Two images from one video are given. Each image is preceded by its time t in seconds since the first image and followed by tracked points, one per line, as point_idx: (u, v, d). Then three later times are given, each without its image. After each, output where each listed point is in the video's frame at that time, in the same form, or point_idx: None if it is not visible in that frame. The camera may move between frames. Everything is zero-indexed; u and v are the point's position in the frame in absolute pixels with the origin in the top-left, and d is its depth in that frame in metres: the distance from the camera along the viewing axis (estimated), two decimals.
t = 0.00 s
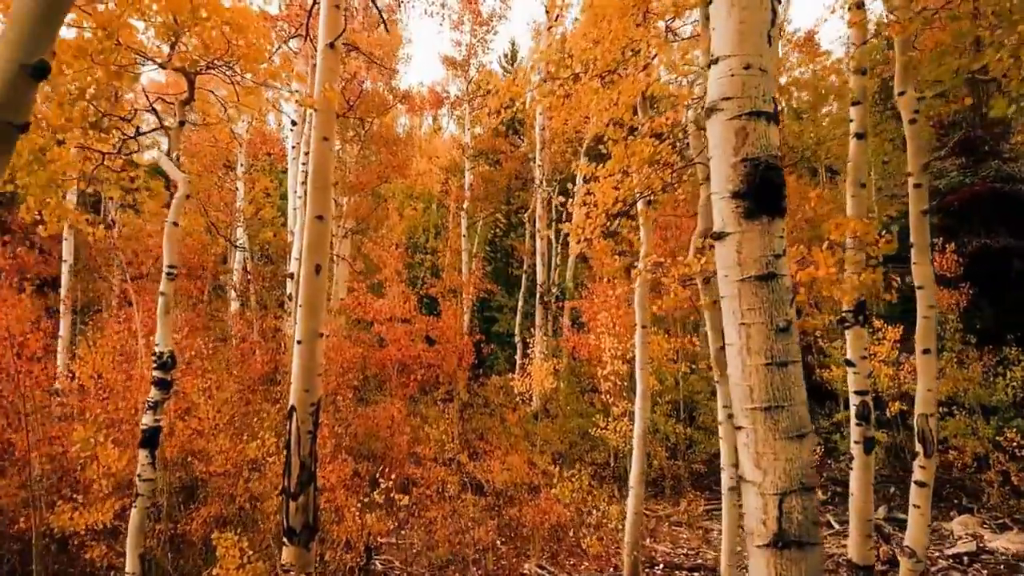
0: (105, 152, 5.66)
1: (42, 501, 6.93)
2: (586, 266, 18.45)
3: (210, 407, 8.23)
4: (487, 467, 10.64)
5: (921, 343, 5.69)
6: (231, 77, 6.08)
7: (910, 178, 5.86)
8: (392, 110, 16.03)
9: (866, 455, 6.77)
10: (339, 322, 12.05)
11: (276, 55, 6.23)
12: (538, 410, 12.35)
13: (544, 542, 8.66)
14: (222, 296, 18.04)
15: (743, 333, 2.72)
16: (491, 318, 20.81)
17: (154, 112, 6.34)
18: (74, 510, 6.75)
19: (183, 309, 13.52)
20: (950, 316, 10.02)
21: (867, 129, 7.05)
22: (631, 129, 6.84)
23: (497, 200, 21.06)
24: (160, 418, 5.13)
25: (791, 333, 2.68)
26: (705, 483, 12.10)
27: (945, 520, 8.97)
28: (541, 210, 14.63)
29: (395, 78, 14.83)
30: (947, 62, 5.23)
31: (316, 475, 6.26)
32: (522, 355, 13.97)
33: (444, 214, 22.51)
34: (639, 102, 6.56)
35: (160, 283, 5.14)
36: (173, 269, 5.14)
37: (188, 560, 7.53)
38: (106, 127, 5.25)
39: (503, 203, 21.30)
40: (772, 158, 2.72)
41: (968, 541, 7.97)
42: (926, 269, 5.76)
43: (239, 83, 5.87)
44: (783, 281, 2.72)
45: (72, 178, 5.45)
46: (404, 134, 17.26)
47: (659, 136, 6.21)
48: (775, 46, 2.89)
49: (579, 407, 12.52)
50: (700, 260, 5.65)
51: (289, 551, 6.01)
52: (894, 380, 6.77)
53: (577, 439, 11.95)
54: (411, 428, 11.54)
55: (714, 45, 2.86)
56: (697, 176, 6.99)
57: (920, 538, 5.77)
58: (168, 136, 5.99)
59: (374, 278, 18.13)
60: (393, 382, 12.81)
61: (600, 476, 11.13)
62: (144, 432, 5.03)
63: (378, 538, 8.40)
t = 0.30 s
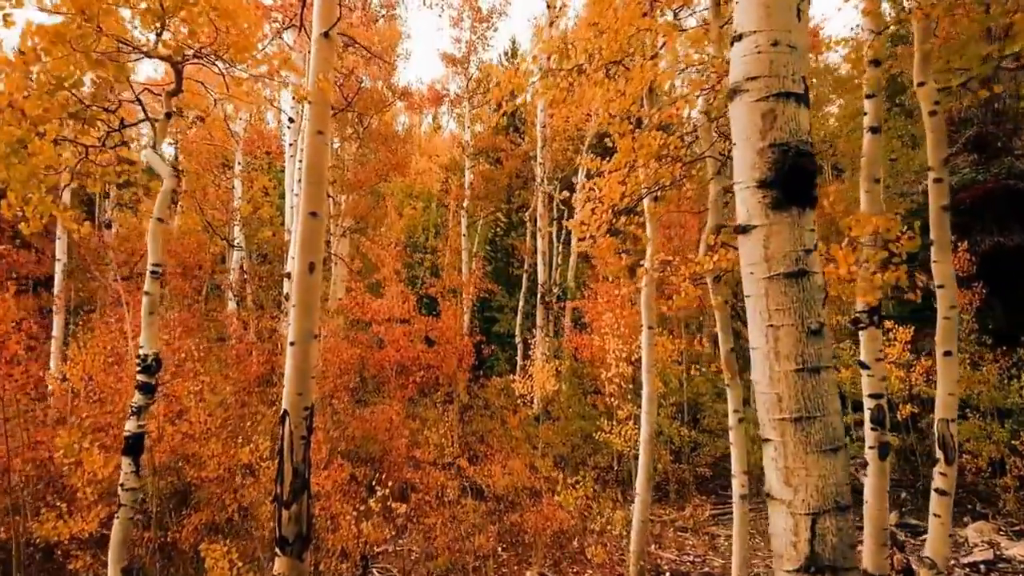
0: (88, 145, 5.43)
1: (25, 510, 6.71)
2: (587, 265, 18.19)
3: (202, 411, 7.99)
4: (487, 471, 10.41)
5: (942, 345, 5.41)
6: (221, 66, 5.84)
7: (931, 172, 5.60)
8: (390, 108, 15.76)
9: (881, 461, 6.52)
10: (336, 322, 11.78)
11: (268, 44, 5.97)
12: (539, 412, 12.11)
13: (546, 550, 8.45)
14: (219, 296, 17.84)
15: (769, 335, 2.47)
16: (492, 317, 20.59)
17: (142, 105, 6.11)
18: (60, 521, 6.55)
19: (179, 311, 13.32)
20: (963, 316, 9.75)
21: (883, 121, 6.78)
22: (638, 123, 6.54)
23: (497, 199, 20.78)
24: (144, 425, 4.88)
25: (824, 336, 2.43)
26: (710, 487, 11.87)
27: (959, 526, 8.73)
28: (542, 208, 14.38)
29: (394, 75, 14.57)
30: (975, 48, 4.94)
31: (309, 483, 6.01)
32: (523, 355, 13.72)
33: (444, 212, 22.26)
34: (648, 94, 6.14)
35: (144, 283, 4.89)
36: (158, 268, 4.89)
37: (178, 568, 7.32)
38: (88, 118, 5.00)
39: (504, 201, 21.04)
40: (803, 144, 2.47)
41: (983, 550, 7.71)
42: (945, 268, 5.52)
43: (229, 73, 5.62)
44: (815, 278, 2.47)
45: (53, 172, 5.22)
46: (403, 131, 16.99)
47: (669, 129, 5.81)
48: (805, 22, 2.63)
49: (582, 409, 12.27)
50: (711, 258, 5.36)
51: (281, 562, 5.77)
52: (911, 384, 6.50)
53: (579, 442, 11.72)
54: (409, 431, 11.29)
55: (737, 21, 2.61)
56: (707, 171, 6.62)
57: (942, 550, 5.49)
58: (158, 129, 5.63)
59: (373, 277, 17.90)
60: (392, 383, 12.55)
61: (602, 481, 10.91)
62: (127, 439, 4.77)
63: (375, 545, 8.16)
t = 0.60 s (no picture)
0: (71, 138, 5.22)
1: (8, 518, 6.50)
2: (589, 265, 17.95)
3: (192, 415, 7.73)
4: (487, 476, 10.26)
5: (962, 346, 5.20)
6: (209, 56, 5.59)
7: (953, 166, 5.33)
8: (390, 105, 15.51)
9: (897, 468, 6.27)
10: (333, 323, 11.53)
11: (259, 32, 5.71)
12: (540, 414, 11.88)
13: (548, 558, 8.23)
14: (217, 297, 17.63)
15: (802, 340, 2.23)
16: (493, 318, 20.37)
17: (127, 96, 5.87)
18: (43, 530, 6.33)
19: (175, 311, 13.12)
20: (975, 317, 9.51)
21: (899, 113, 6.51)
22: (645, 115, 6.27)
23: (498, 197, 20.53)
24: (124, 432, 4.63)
25: (863, 340, 2.18)
26: (715, 492, 11.65)
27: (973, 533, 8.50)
28: (544, 207, 14.13)
29: (394, 73, 14.33)
30: (1002, 33, 4.67)
31: (302, 491, 5.76)
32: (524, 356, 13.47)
33: (443, 211, 22.03)
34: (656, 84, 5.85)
35: (127, 282, 4.65)
36: (140, 267, 4.66)
37: None
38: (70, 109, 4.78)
39: (504, 200, 20.78)
40: (840, 125, 2.22)
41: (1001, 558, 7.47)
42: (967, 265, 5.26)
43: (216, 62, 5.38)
44: (853, 276, 2.22)
45: (35, 167, 5.00)
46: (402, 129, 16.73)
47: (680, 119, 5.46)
48: None
49: (584, 411, 12.01)
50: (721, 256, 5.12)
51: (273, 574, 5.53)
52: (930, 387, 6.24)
53: (581, 445, 11.52)
54: (407, 434, 11.04)
55: None
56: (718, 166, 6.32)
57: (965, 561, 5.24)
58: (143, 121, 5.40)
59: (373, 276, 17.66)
60: (391, 385, 12.32)
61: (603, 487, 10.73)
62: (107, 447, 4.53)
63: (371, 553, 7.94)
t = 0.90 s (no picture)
0: (50, 131, 4.96)
1: None
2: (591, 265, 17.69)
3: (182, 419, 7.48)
4: (487, 481, 10.08)
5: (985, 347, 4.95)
6: (195, 44, 5.34)
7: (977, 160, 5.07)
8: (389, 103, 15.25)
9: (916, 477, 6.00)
10: (330, 324, 11.26)
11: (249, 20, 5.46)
12: (542, 416, 11.66)
13: (549, 566, 8.06)
14: (214, 297, 17.43)
15: (842, 344, 1.94)
16: (493, 318, 20.15)
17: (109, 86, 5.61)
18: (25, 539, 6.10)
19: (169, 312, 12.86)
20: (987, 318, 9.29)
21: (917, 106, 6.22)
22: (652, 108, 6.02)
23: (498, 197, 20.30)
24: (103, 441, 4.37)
25: (913, 347, 1.90)
26: (720, 497, 11.44)
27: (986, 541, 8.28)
28: (544, 206, 13.90)
29: (393, 70, 14.10)
30: None
31: (294, 500, 5.50)
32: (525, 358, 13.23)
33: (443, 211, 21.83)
34: (663, 75, 5.57)
35: (108, 282, 4.43)
36: (121, 266, 4.43)
37: None
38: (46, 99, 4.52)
39: (505, 199, 20.56)
40: (886, 104, 1.97)
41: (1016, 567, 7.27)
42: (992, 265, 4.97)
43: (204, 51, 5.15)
44: (899, 273, 1.95)
45: (12, 160, 4.76)
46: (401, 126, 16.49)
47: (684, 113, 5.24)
48: None
49: (587, 415, 11.75)
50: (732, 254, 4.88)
51: None
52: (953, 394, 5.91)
53: (584, 448, 11.26)
54: (406, 438, 10.79)
55: None
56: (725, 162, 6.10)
57: None
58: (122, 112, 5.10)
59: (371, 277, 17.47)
60: (389, 387, 12.08)
61: (605, 492, 10.54)
62: (85, 456, 4.28)
63: (368, 562, 7.70)
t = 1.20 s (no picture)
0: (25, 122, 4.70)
1: None
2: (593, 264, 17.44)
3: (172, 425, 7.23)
4: (487, 486, 9.85)
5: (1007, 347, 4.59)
6: (180, 31, 5.08)
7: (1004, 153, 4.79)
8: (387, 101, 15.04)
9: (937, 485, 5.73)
10: (326, 325, 11.00)
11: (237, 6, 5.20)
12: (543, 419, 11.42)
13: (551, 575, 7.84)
14: (210, 297, 17.20)
15: (892, 350, 1.49)
16: (493, 318, 19.92)
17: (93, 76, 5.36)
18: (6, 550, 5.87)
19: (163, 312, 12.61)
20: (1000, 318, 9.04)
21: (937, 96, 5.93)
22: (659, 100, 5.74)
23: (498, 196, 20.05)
24: (79, 450, 4.13)
25: (978, 355, 1.47)
26: (725, 501, 11.21)
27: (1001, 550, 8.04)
28: (545, 204, 13.66)
29: (390, 68, 13.92)
30: None
31: (285, 510, 5.25)
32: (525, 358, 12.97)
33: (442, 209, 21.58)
34: (671, 65, 5.28)
35: (84, 281, 4.19)
36: (98, 264, 4.20)
37: None
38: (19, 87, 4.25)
39: (505, 198, 20.32)
40: (942, 77, 1.59)
41: None
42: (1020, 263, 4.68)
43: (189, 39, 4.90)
44: (957, 267, 1.51)
45: None
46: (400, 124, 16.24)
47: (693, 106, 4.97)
48: None
49: (589, 417, 11.50)
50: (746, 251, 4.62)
51: None
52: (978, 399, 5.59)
53: (586, 451, 10.99)
54: (404, 442, 10.54)
55: None
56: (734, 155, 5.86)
57: None
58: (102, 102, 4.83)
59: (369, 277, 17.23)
60: (387, 389, 11.83)
61: (607, 497, 10.31)
62: (59, 465, 4.04)
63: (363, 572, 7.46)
